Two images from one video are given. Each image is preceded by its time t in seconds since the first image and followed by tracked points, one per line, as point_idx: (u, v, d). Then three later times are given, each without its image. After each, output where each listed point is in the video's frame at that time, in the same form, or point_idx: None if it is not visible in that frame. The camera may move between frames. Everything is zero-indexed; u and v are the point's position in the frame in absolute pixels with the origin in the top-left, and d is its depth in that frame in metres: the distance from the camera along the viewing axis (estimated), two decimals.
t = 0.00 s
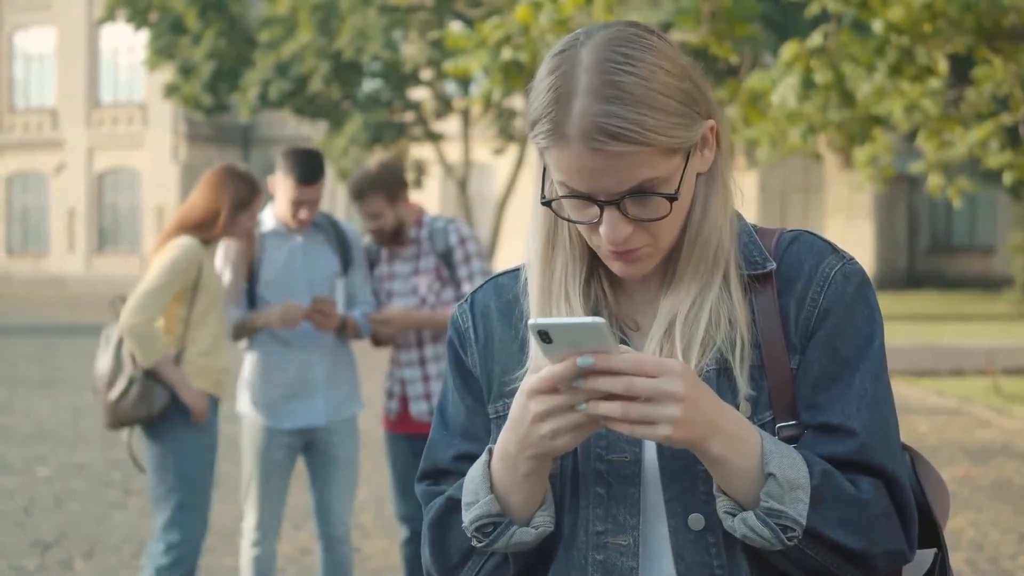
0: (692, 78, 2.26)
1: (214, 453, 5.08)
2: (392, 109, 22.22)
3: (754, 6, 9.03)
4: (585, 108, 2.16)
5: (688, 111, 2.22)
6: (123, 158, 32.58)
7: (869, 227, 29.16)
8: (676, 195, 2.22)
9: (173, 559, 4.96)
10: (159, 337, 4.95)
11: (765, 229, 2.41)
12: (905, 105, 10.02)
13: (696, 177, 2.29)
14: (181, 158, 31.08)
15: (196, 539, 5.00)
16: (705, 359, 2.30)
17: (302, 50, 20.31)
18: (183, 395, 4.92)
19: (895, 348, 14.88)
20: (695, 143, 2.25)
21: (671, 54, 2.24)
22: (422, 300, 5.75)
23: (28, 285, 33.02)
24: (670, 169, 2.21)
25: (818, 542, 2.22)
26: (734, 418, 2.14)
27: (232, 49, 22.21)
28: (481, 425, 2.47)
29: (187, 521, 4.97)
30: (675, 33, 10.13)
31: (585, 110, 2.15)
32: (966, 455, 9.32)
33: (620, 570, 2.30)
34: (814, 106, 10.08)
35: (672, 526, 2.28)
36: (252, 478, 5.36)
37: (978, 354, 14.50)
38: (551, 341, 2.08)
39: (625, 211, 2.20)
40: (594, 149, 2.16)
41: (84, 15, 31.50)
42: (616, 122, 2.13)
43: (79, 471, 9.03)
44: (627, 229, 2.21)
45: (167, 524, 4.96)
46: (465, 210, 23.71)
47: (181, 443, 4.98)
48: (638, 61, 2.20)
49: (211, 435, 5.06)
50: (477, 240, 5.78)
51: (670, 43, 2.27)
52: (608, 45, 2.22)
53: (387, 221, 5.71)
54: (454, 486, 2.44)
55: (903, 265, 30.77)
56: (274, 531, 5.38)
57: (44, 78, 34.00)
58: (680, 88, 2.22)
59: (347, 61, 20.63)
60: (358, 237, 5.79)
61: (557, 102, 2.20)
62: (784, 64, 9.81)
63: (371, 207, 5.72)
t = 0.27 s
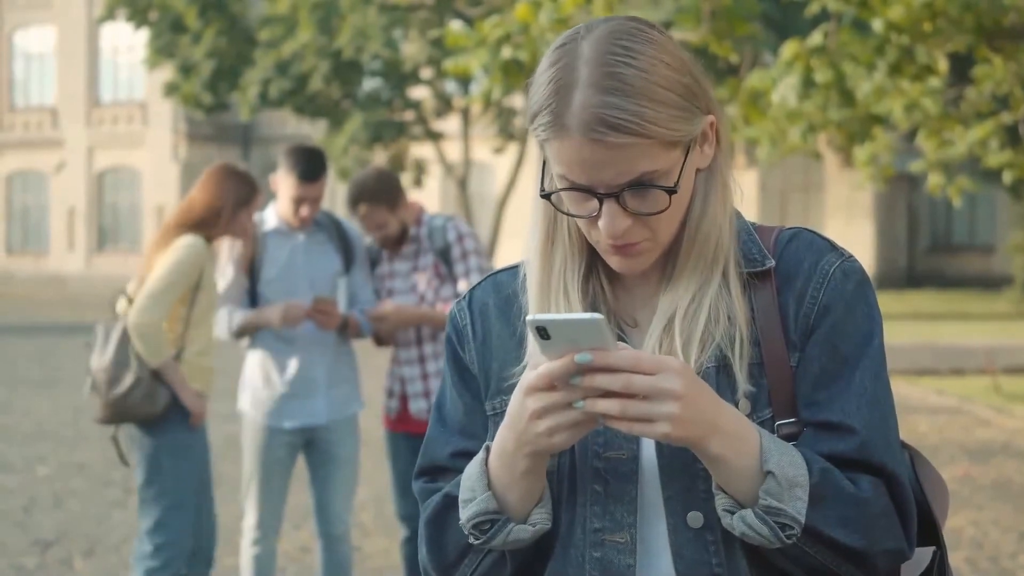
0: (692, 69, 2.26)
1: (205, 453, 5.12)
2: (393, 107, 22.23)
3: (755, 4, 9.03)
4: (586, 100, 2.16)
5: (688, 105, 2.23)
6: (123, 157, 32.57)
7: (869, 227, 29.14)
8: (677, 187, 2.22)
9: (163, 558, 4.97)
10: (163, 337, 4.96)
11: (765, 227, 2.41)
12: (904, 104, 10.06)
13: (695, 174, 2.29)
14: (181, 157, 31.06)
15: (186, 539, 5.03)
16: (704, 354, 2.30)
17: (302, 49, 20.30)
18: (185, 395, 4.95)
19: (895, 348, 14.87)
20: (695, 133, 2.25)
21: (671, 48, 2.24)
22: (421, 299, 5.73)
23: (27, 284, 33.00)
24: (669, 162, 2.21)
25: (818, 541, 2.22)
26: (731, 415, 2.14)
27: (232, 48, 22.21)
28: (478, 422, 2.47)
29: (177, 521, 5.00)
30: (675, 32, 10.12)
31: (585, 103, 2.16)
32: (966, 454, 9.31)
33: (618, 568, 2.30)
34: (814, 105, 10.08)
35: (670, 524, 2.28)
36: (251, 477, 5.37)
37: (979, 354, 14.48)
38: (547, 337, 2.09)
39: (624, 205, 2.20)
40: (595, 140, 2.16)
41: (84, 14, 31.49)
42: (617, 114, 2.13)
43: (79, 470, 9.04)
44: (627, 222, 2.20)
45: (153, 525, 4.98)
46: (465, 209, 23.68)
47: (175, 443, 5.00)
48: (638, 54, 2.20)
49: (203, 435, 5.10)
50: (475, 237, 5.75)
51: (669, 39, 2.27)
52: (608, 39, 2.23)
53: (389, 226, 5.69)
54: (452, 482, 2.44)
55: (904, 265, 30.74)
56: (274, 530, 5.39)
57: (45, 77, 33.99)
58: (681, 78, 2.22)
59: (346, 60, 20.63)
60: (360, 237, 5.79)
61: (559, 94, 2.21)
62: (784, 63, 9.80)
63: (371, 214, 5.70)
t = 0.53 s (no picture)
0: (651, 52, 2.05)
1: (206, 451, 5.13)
2: (392, 106, 22.28)
3: (754, 4, 9.02)
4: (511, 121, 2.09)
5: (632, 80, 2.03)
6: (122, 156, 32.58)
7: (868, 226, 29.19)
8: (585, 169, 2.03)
9: (166, 556, 4.97)
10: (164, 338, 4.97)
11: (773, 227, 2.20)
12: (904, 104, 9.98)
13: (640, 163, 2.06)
14: (181, 155, 31.07)
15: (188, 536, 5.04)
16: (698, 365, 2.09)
17: (302, 48, 20.25)
18: (187, 394, 4.98)
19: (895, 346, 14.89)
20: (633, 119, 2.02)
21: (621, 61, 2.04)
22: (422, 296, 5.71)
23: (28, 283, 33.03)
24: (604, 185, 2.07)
25: (828, 561, 2.04)
26: (737, 430, 2.01)
27: (232, 47, 22.21)
28: (490, 412, 2.40)
29: (181, 519, 5.00)
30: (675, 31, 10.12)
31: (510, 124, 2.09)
32: (967, 453, 9.32)
33: (606, 568, 2.20)
34: (814, 104, 10.06)
35: (662, 531, 2.16)
36: (252, 475, 5.37)
37: (979, 354, 14.50)
38: (546, 342, 2.00)
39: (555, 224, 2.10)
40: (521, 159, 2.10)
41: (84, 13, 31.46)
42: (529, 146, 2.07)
43: (79, 468, 9.04)
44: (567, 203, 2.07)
45: (156, 522, 4.98)
46: (464, 208, 23.68)
47: (178, 443, 5.01)
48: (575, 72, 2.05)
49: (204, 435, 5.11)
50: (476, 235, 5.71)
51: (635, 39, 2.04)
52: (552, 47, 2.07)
53: (390, 226, 5.67)
54: (456, 475, 2.40)
55: (904, 264, 30.78)
56: (274, 529, 5.39)
57: (44, 76, 33.97)
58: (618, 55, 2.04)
59: (346, 59, 20.65)
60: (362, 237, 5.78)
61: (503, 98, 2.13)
62: (784, 62, 9.80)
63: (375, 214, 5.67)
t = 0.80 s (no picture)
0: (587, 49, 2.01)
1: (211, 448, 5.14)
2: (392, 104, 22.46)
3: (754, 4, 9.02)
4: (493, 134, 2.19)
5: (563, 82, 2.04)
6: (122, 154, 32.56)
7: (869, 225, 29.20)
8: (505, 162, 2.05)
9: (174, 552, 5.01)
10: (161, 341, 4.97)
11: (734, 224, 2.03)
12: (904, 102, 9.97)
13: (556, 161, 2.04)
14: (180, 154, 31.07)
15: (195, 532, 5.07)
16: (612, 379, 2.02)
17: (302, 47, 20.22)
18: (185, 395, 4.97)
19: (895, 345, 14.91)
20: (557, 114, 2.01)
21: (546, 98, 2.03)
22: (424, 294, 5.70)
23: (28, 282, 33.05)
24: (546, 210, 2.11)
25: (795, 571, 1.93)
26: (681, 452, 1.93)
27: (232, 46, 22.21)
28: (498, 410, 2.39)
29: (187, 516, 5.03)
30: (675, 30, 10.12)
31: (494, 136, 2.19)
32: (968, 451, 9.33)
33: (554, 569, 2.16)
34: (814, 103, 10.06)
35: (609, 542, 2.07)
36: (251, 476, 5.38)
37: (979, 353, 14.50)
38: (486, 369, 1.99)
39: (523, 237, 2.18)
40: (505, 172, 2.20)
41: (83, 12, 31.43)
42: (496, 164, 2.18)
43: (79, 467, 9.04)
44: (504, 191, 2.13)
45: (165, 518, 5.01)
46: (464, 206, 23.66)
47: (180, 443, 5.03)
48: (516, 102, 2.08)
49: (207, 434, 5.11)
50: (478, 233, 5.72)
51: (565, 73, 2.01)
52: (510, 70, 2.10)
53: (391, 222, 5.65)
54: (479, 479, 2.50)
55: (904, 263, 30.80)
56: (275, 528, 5.40)
57: (44, 74, 33.94)
58: (552, 50, 2.02)
59: (346, 57, 20.65)
60: (363, 235, 5.76)
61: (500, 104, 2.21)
62: (784, 61, 9.81)
63: (376, 212, 5.65)
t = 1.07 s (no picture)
0: (586, 48, 2.02)
1: (213, 447, 5.15)
2: (393, 104, 22.43)
3: (754, 4, 9.01)
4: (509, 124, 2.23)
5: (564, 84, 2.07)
6: (123, 154, 32.54)
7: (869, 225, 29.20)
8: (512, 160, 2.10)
9: (174, 550, 5.01)
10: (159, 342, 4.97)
11: (724, 223, 2.00)
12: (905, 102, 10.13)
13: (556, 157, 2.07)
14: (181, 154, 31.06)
15: (194, 531, 5.06)
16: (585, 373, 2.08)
17: (303, 46, 20.23)
18: (182, 396, 4.96)
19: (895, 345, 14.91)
20: (556, 112, 2.04)
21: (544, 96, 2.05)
22: (426, 292, 5.71)
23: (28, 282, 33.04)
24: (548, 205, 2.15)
25: None
26: (640, 447, 1.91)
27: (232, 45, 22.22)
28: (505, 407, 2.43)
29: (186, 515, 5.02)
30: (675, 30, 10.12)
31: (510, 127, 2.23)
32: (969, 451, 9.32)
33: (547, 562, 2.19)
34: (814, 103, 10.06)
35: (590, 538, 2.08)
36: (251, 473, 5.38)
37: (979, 353, 14.50)
38: (456, 359, 2.09)
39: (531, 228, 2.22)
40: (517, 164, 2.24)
41: (84, 12, 31.40)
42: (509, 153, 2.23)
43: (79, 467, 9.03)
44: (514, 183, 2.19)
45: (165, 516, 5.01)
46: (464, 206, 23.64)
47: (179, 443, 5.03)
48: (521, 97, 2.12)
49: (208, 434, 5.10)
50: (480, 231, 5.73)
51: (563, 72, 2.03)
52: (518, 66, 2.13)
53: (391, 221, 5.65)
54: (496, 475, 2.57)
55: (904, 263, 30.82)
56: (274, 527, 5.40)
57: (44, 75, 33.91)
58: (555, 50, 2.05)
59: (347, 57, 20.65)
60: (364, 235, 5.77)
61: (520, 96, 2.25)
62: (785, 61, 9.80)
63: (379, 213, 5.66)
